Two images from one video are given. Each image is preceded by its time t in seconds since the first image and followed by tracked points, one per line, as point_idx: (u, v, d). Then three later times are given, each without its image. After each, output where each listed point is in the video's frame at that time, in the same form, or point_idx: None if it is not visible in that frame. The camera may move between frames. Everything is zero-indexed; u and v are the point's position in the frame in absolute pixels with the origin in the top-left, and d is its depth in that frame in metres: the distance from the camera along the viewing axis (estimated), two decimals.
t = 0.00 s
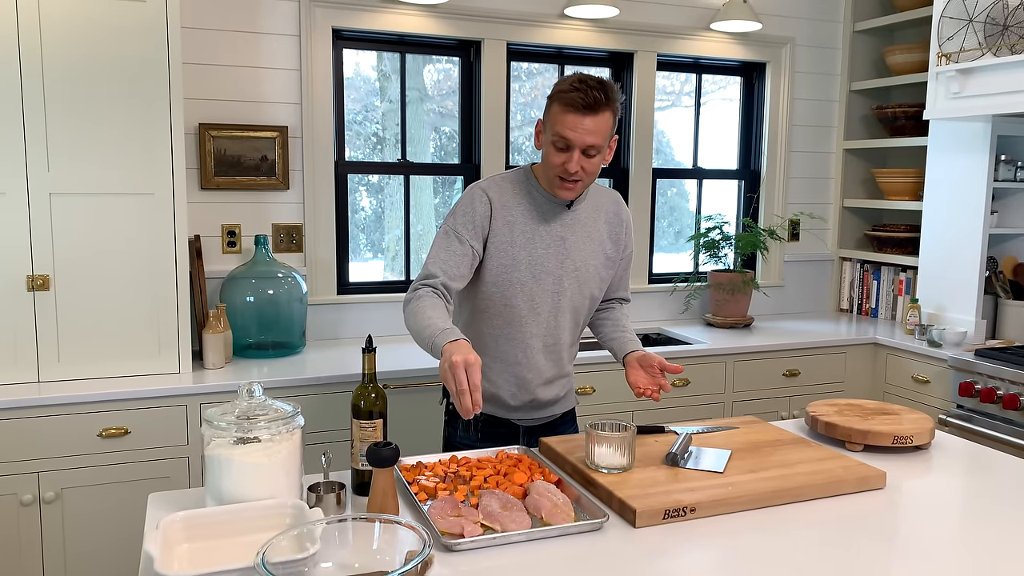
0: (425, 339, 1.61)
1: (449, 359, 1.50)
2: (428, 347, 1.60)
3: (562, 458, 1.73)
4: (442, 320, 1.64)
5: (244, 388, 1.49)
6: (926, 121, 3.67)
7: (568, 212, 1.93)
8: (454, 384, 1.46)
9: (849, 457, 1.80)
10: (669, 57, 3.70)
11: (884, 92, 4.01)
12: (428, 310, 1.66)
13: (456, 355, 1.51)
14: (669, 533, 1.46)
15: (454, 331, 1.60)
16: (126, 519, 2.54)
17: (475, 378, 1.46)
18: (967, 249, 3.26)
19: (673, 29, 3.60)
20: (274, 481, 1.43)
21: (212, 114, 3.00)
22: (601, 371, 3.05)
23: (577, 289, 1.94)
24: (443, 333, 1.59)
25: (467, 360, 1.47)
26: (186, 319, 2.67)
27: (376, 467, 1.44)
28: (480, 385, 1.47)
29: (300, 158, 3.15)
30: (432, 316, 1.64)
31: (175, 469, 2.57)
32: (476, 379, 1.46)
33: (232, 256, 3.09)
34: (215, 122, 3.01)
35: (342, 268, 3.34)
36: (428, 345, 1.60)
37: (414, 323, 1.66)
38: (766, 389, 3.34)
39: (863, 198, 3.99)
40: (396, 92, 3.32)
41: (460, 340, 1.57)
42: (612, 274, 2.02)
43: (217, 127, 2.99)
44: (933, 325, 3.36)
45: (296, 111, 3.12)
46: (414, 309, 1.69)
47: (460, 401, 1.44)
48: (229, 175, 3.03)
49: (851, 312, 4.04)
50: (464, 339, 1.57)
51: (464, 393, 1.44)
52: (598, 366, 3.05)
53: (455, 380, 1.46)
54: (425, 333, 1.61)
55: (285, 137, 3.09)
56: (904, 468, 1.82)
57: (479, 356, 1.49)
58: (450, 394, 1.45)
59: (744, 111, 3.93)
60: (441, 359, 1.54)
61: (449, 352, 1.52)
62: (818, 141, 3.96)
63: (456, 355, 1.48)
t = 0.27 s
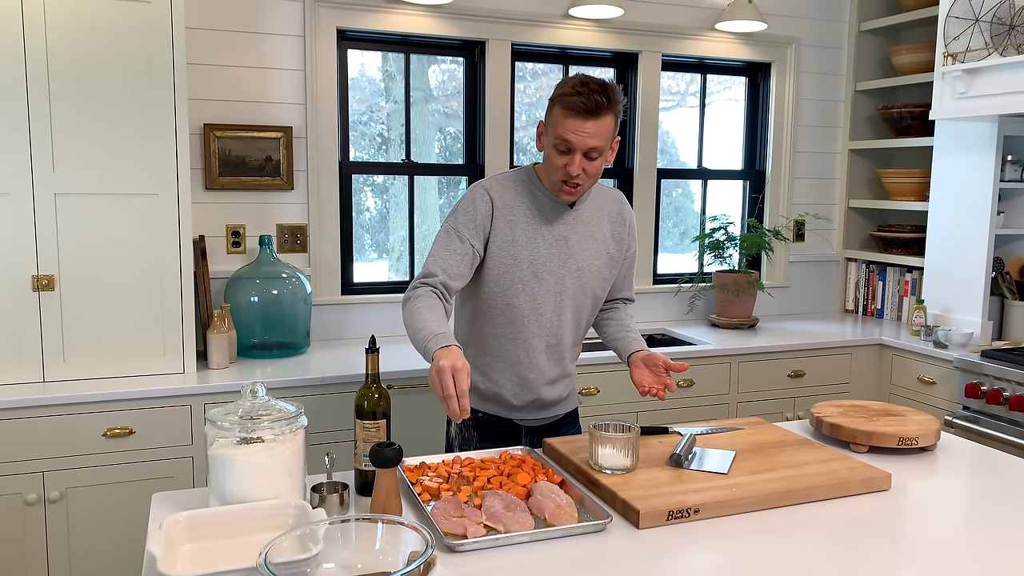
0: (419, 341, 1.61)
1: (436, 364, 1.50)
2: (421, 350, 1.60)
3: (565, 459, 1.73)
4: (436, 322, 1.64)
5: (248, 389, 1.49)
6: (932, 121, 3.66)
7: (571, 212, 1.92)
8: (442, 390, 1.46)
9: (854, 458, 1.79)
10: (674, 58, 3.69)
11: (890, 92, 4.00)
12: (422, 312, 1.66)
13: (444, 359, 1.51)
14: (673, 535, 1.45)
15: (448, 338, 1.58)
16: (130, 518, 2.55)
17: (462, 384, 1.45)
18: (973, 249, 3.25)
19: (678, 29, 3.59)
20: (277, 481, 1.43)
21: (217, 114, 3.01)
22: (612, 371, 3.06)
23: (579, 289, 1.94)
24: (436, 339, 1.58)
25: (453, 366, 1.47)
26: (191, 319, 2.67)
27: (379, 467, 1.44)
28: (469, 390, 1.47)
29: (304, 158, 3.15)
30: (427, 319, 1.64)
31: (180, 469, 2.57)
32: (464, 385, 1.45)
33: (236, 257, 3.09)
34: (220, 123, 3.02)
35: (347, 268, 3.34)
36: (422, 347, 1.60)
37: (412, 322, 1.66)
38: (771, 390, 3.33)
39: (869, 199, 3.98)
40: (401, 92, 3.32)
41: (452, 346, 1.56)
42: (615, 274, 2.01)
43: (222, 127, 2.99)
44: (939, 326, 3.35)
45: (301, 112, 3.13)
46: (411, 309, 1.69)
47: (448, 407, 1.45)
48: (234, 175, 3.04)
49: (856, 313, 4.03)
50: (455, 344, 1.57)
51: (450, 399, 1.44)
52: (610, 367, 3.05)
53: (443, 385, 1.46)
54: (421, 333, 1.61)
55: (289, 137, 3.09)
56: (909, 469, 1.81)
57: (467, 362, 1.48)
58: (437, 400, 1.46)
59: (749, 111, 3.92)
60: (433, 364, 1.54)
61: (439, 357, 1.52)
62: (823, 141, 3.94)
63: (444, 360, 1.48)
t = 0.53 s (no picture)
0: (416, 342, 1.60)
1: (432, 365, 1.49)
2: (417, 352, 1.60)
3: (568, 459, 1.72)
4: (434, 325, 1.64)
5: (249, 388, 1.48)
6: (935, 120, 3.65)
7: (571, 212, 1.92)
8: (436, 391, 1.46)
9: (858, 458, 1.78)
10: (676, 56, 3.68)
11: (893, 91, 3.99)
12: (419, 315, 1.66)
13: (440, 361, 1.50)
14: (676, 535, 1.45)
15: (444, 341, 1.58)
16: (132, 518, 2.54)
17: (457, 387, 1.45)
18: (977, 249, 3.24)
19: (680, 28, 3.58)
20: (279, 481, 1.43)
21: (220, 113, 3.01)
22: (610, 371, 3.04)
23: (579, 289, 1.93)
24: (433, 342, 1.58)
25: (448, 367, 1.47)
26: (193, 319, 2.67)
27: (381, 467, 1.43)
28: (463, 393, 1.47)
29: (306, 158, 3.15)
30: (425, 322, 1.64)
31: (182, 469, 2.57)
32: (458, 388, 1.45)
33: (238, 256, 3.09)
34: (222, 122, 3.01)
35: (348, 268, 3.34)
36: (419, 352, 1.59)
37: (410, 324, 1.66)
38: (774, 390, 3.32)
39: (872, 198, 3.97)
40: (402, 92, 3.31)
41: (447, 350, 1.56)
42: (616, 273, 2.01)
43: (224, 126, 2.99)
44: (942, 326, 3.34)
45: (303, 111, 3.12)
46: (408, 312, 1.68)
47: (442, 409, 1.44)
48: (236, 174, 3.03)
49: (859, 313, 4.02)
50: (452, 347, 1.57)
51: (444, 402, 1.44)
52: (609, 366, 3.04)
53: (438, 388, 1.46)
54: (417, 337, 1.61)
55: (291, 136, 3.09)
56: (913, 469, 1.81)
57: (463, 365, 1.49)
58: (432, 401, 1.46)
59: (752, 110, 3.92)
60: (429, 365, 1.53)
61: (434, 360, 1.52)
62: (826, 141, 3.94)
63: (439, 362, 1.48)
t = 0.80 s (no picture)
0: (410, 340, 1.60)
1: (424, 365, 1.49)
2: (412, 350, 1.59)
3: (569, 459, 1.72)
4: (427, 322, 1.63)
5: (249, 388, 1.47)
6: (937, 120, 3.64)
7: (570, 211, 1.91)
8: (430, 391, 1.45)
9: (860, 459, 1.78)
10: (677, 55, 3.68)
11: (895, 90, 3.98)
12: (412, 313, 1.66)
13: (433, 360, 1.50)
14: (678, 536, 1.44)
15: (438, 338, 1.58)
16: (131, 517, 2.54)
17: (450, 385, 1.45)
18: (979, 248, 3.23)
19: (682, 27, 3.58)
20: (279, 481, 1.42)
21: (219, 111, 3.00)
22: (609, 371, 3.04)
23: (579, 289, 1.92)
24: (427, 339, 1.58)
25: (441, 367, 1.46)
26: (193, 318, 2.66)
27: (382, 468, 1.43)
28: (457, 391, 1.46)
29: (306, 157, 3.14)
30: (419, 319, 1.63)
31: (182, 469, 2.56)
32: (452, 385, 1.45)
33: (238, 255, 3.08)
34: (222, 121, 3.01)
35: (348, 267, 3.33)
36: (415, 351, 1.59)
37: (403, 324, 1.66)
38: (775, 390, 3.32)
39: (873, 198, 3.97)
40: (402, 90, 3.30)
41: (441, 346, 1.55)
42: (617, 273, 1.99)
43: (224, 125, 2.98)
44: (943, 326, 3.33)
45: (303, 110, 3.11)
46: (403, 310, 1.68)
47: (436, 408, 1.43)
48: (236, 173, 3.03)
49: (860, 312, 4.01)
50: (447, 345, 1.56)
51: (438, 401, 1.44)
52: (610, 366, 3.03)
53: (430, 387, 1.45)
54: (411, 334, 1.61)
55: (291, 135, 3.08)
56: (916, 470, 1.80)
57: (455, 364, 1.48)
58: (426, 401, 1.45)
59: (753, 110, 3.91)
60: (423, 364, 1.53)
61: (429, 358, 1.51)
62: (828, 140, 3.93)
63: (432, 362, 1.48)
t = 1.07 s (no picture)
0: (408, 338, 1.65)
1: (422, 367, 1.50)
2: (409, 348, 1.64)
3: (570, 461, 1.70)
4: (423, 320, 1.68)
5: (247, 389, 1.46)
6: (938, 120, 3.63)
7: (570, 210, 1.89)
8: (425, 393, 1.46)
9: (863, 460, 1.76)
10: (677, 55, 3.66)
11: (895, 90, 3.97)
12: (411, 311, 1.70)
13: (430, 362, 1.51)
14: (681, 539, 1.43)
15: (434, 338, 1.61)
16: (128, 518, 2.52)
17: (445, 389, 1.46)
18: (980, 249, 3.22)
19: (682, 26, 3.56)
20: (277, 484, 1.41)
21: (217, 110, 2.98)
22: (609, 371, 3.02)
23: (580, 288, 1.90)
24: (423, 338, 1.62)
25: (437, 370, 1.47)
26: (191, 318, 2.64)
27: (382, 470, 1.41)
28: (453, 392, 1.48)
29: (305, 156, 3.12)
30: (415, 318, 1.68)
31: (179, 469, 2.55)
32: (447, 389, 1.45)
33: (236, 255, 3.06)
34: (221, 120, 2.99)
35: (347, 267, 3.31)
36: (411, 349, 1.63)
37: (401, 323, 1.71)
38: (775, 391, 3.30)
39: (873, 198, 3.96)
40: (400, 90, 3.29)
41: (437, 346, 1.58)
42: (620, 272, 1.97)
43: (222, 124, 2.96)
44: (944, 326, 3.32)
45: (302, 109, 3.10)
46: (400, 309, 1.73)
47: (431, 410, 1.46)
48: (234, 173, 3.01)
49: (860, 313, 4.00)
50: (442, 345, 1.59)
51: (434, 403, 1.45)
52: (610, 367, 3.02)
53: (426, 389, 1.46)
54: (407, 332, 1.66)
55: (290, 134, 3.06)
56: (919, 472, 1.79)
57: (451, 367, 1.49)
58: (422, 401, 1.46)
59: (753, 110, 3.90)
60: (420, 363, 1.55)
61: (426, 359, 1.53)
62: (828, 140, 3.92)
63: (428, 364, 1.49)
